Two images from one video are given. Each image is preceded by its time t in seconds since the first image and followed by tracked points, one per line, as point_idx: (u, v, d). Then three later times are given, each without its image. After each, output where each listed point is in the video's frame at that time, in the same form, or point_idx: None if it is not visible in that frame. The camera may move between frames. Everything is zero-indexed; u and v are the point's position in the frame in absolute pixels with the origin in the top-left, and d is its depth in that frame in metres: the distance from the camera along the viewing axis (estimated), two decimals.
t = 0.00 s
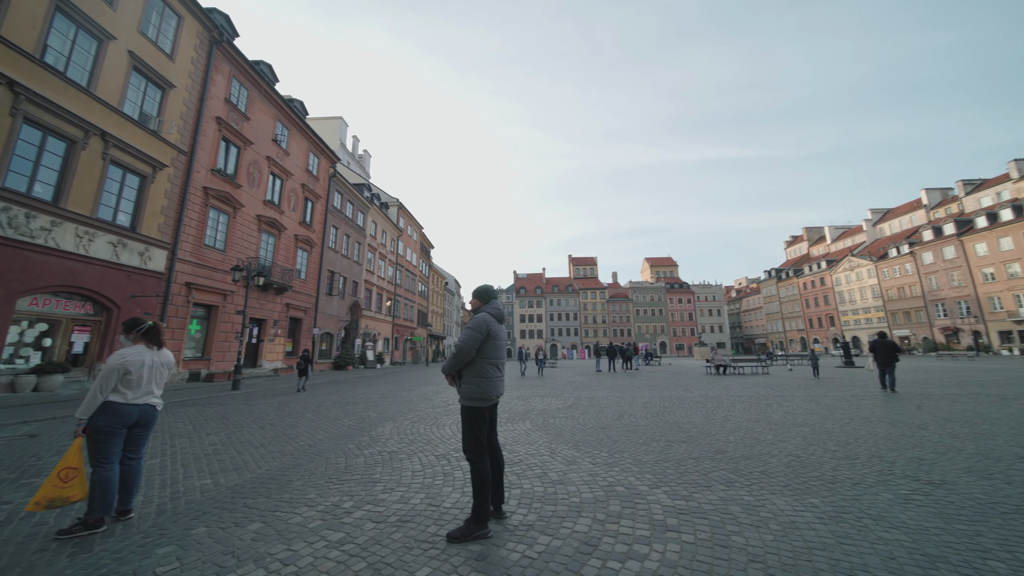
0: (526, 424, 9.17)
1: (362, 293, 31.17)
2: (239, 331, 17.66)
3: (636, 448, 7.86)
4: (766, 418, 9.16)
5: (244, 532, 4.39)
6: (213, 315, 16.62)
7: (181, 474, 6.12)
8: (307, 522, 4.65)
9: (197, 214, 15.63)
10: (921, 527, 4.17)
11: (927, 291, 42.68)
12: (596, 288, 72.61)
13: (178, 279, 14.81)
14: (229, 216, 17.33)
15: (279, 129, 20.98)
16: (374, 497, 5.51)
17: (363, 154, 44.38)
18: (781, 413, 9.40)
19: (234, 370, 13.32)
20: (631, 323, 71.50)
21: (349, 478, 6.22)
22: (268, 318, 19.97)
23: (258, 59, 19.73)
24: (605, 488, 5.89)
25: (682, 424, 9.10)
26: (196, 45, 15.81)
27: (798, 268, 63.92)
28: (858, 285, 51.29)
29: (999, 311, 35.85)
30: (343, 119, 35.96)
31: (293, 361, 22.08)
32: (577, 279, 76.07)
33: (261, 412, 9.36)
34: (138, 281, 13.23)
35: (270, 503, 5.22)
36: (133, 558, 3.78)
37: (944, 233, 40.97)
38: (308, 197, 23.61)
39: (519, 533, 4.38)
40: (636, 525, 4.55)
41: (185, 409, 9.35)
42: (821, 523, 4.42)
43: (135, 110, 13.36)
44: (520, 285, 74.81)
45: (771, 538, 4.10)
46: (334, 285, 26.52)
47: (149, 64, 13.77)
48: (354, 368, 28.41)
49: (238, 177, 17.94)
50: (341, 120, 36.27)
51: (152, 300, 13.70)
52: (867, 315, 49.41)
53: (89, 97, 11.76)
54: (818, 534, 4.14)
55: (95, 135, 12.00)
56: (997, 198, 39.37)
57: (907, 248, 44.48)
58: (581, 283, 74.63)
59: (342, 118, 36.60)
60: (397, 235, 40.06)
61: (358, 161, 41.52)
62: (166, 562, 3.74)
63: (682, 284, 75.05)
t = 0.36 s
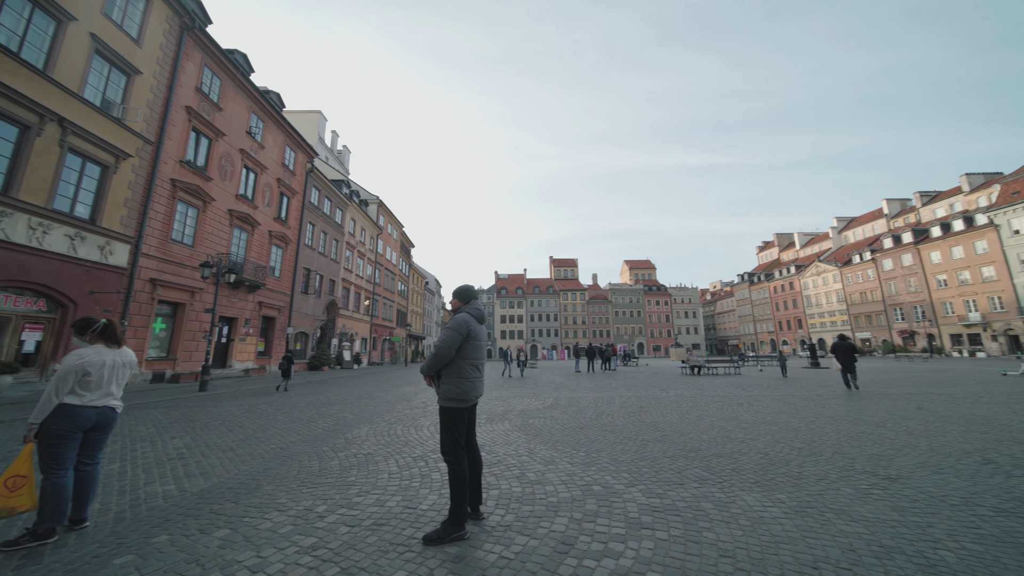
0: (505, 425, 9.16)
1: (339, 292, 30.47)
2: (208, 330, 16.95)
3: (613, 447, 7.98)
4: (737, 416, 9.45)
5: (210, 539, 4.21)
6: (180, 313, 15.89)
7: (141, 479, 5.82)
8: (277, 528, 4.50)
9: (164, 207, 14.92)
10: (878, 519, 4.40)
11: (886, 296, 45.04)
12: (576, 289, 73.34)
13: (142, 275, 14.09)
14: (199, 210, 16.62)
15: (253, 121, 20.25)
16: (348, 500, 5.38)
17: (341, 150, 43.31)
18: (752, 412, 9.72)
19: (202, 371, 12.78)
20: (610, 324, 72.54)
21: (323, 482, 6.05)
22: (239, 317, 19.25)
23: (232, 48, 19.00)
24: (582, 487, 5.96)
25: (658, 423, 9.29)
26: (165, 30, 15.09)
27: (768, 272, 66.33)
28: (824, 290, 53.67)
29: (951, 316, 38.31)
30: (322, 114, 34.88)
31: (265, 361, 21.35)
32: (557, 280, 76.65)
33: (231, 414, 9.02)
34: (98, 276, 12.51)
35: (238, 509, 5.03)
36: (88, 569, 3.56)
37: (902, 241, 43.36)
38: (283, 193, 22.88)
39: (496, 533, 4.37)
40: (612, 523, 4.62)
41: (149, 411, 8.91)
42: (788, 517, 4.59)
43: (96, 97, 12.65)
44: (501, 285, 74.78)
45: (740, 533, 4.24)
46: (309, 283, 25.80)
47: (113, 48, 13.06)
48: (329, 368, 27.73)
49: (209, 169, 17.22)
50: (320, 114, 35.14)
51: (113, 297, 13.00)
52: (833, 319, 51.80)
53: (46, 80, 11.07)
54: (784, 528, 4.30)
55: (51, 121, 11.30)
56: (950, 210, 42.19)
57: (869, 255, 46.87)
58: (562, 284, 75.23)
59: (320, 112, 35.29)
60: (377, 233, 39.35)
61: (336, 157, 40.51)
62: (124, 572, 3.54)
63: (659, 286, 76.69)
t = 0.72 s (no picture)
0: (486, 425, 9.13)
1: (317, 290, 29.73)
2: (176, 329, 16.27)
3: (592, 446, 8.06)
4: (713, 416, 9.70)
5: (175, 547, 4.04)
6: (146, 311, 15.19)
7: (102, 484, 5.54)
8: (248, 533, 4.36)
9: (130, 200, 14.24)
10: (842, 514, 4.59)
11: (852, 300, 47.09)
12: (558, 290, 73.83)
13: (104, 270, 13.39)
14: (168, 204, 15.92)
15: (228, 112, 19.54)
16: (323, 504, 5.25)
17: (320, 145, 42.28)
18: (727, 411, 9.99)
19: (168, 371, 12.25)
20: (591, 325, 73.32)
21: (297, 485, 5.88)
22: (210, 315, 18.54)
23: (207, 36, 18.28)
24: (561, 487, 6.00)
25: (636, 423, 9.43)
26: (134, 14, 14.40)
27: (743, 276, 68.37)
28: (794, 293, 55.71)
29: (911, 319, 40.37)
30: (302, 107, 33.83)
31: (237, 361, 20.63)
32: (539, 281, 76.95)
33: (200, 416, 8.68)
34: (57, 271, 11.84)
35: (206, 514, 4.84)
36: None
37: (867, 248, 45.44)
38: (259, 187, 22.16)
39: (475, 534, 4.35)
40: (589, 522, 4.66)
41: (112, 413, 8.49)
42: (758, 513, 4.74)
43: (56, 81, 11.98)
44: (483, 285, 74.58)
45: (713, 529, 4.35)
46: (285, 281, 25.08)
47: (75, 30, 12.38)
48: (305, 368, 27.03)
49: (180, 161, 16.53)
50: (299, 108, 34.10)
51: (73, 293, 12.32)
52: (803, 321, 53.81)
53: None
54: (755, 524, 4.44)
55: (5, 106, 10.64)
56: (910, 218, 44.44)
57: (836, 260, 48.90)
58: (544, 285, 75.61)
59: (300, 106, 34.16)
60: (357, 231, 38.60)
61: (315, 152, 39.51)
62: None
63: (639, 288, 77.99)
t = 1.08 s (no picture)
0: (467, 426, 9.08)
1: (296, 288, 29.05)
2: (145, 328, 15.63)
3: (573, 446, 8.12)
4: (690, 415, 9.91)
5: (140, 554, 3.87)
6: (114, 308, 14.56)
7: (62, 490, 5.26)
8: (220, 538, 4.22)
9: (97, 192, 13.63)
10: (813, 509, 4.75)
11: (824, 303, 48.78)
12: (541, 290, 74.13)
13: (68, 265, 12.77)
14: (139, 197, 15.31)
15: (204, 104, 18.92)
16: (299, 507, 5.13)
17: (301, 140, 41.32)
18: (704, 411, 10.21)
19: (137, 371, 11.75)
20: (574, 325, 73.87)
21: (272, 488, 5.72)
22: (182, 313, 17.90)
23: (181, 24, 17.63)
24: (542, 487, 6.02)
25: (617, 422, 9.54)
26: None
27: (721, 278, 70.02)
28: (769, 295, 57.39)
29: (878, 321, 42.06)
30: (281, 100, 33.02)
31: (210, 361, 19.97)
32: (523, 281, 77.12)
33: (170, 418, 8.36)
34: (16, 265, 11.23)
35: (175, 520, 4.66)
36: None
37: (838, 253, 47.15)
38: (235, 182, 21.51)
39: (454, 535, 4.32)
40: (570, 521, 4.69)
41: (75, 415, 8.10)
42: (733, 510, 4.86)
43: (17, 66, 11.37)
44: (466, 285, 74.29)
45: (690, 526, 4.44)
46: (263, 279, 24.42)
47: (39, 12, 11.77)
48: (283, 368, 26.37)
49: (152, 153, 15.91)
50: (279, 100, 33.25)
51: (33, 289, 11.72)
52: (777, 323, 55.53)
53: None
54: (730, 521, 4.55)
55: None
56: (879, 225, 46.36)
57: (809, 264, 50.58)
58: (528, 285, 75.81)
59: (280, 98, 33.35)
60: (338, 229, 37.88)
61: (296, 147, 38.58)
62: None
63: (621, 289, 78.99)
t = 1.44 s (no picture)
0: (451, 426, 9.01)
1: (276, 286, 28.36)
2: (115, 326, 15.02)
3: (556, 446, 8.15)
4: (673, 414, 10.07)
5: (107, 561, 3.71)
6: (82, 305, 13.95)
7: (22, 495, 5.01)
8: (193, 544, 4.09)
9: (65, 183, 13.04)
10: (788, 505, 4.88)
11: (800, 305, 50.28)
12: (527, 291, 74.27)
13: (32, 260, 12.17)
14: (110, 189, 14.70)
15: (182, 94, 18.30)
16: (277, 510, 5.00)
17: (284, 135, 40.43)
18: (686, 410, 10.40)
19: (106, 371, 11.27)
20: (560, 326, 74.24)
21: (249, 491, 5.57)
22: (156, 311, 17.27)
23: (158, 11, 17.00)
24: (525, 487, 6.02)
25: (601, 422, 9.61)
26: None
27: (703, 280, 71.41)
28: (749, 297, 58.81)
29: (851, 323, 43.56)
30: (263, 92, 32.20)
31: (185, 360, 19.32)
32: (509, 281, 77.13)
33: (142, 420, 8.06)
34: None
35: (145, 525, 4.48)
36: None
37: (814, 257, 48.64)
38: (214, 176, 20.86)
39: (437, 537, 4.28)
40: (553, 520, 4.71)
41: (40, 417, 7.74)
42: (712, 507, 4.97)
43: None
44: (452, 285, 73.89)
45: (670, 523, 4.52)
46: (241, 276, 23.75)
47: None
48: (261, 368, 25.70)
49: (125, 144, 15.31)
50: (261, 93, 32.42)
51: None
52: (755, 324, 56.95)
53: None
54: (709, 517, 4.64)
55: None
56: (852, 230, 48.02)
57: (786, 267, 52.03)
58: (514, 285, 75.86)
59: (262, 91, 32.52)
60: (321, 226, 37.14)
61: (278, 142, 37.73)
62: None
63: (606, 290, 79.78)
